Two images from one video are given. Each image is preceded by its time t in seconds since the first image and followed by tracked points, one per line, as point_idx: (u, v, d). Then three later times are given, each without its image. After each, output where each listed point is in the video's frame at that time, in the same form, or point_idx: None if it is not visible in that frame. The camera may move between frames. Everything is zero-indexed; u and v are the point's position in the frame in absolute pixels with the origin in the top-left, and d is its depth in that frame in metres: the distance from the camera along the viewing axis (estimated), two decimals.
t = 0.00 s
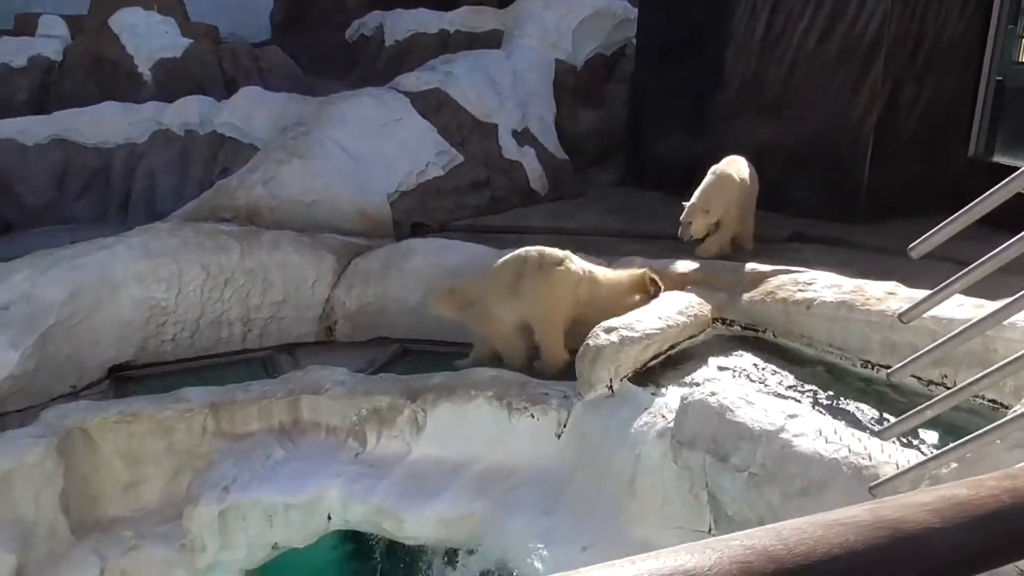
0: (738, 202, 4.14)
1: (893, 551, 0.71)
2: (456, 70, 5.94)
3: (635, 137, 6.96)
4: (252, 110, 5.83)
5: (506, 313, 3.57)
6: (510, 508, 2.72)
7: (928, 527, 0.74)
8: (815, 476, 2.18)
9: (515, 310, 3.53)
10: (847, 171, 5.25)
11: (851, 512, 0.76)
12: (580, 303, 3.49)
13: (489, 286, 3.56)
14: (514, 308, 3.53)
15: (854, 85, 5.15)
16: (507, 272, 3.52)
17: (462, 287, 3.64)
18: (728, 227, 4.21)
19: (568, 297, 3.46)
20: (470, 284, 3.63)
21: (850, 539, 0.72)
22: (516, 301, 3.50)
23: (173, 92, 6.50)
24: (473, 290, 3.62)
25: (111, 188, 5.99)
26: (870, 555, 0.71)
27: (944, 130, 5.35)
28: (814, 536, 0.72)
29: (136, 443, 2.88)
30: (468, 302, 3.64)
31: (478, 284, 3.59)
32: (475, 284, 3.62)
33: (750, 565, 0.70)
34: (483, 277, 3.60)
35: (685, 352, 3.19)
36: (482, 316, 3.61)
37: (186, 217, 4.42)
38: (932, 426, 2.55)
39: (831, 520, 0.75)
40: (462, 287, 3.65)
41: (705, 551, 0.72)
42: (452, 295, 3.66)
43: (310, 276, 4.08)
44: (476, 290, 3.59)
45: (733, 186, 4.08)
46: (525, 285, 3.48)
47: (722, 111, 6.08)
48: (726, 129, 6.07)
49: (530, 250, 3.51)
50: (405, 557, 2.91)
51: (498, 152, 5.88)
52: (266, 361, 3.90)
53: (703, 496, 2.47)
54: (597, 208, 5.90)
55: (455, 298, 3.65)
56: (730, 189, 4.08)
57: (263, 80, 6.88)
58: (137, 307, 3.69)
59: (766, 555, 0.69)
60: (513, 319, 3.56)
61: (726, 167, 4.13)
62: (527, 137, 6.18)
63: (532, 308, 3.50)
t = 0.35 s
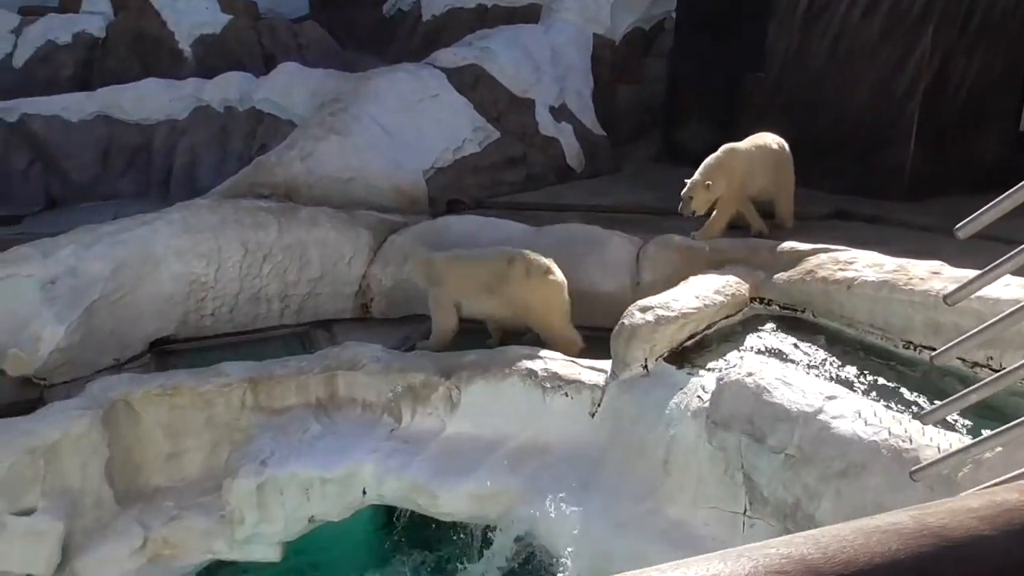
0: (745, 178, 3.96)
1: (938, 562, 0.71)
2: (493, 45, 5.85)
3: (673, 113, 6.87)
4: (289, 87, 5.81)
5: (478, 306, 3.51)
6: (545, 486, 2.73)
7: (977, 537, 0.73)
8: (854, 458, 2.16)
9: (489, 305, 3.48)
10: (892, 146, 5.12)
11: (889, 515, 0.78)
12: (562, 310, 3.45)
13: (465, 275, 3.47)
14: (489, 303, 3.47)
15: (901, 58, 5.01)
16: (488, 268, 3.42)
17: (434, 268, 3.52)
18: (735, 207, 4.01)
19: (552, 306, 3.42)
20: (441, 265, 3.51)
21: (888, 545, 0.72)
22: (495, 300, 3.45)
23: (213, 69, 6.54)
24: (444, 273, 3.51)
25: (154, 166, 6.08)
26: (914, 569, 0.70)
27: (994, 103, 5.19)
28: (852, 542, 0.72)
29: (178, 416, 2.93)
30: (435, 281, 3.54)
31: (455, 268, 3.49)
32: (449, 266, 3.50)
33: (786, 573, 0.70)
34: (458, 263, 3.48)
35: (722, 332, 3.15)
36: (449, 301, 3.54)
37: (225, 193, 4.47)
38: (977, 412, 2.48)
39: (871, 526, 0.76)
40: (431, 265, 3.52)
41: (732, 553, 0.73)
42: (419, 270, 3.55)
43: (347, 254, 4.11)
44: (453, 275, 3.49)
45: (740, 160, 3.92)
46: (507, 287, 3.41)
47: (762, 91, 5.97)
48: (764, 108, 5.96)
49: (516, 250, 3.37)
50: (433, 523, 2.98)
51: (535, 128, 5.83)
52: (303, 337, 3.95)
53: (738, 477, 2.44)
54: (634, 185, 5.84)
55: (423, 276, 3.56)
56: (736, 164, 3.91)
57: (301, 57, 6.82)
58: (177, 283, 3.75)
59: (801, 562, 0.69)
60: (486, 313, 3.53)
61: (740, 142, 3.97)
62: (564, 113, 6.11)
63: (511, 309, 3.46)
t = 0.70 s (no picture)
0: (772, 160, 3.81)
1: None
2: (535, 27, 5.74)
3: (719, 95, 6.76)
4: (333, 72, 5.82)
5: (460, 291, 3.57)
6: (587, 473, 2.72)
7: None
8: (903, 450, 2.11)
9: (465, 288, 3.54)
10: (947, 131, 5.02)
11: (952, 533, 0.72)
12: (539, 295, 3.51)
13: (449, 260, 3.55)
14: (471, 288, 3.54)
15: (954, 40, 4.89)
16: (470, 252, 3.51)
17: (420, 255, 3.60)
18: (764, 188, 3.87)
19: (529, 291, 3.47)
20: (427, 253, 3.59)
21: (946, 570, 0.66)
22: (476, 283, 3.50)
23: (259, 56, 6.59)
24: (428, 260, 3.59)
25: (201, 153, 6.27)
26: None
27: None
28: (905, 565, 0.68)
29: (225, 399, 2.99)
30: (420, 269, 3.61)
31: (443, 249, 3.57)
32: (437, 248, 3.58)
33: None
34: (441, 249, 3.56)
35: (768, 318, 3.11)
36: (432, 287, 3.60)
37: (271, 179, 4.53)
38: None
39: (926, 546, 0.70)
40: (415, 253, 3.60)
41: None
42: (404, 260, 3.62)
43: (391, 238, 4.18)
44: (440, 255, 3.56)
45: (767, 141, 3.76)
46: (487, 270, 3.48)
47: (808, 75, 5.82)
48: (813, 95, 5.81)
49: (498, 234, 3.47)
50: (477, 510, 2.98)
51: (579, 112, 5.78)
52: (349, 322, 3.99)
53: (783, 467, 2.40)
54: (678, 169, 5.77)
55: (408, 264, 3.62)
56: (762, 144, 3.77)
57: (346, 43, 6.82)
58: (225, 268, 3.81)
59: None
60: (468, 299, 3.58)
61: (768, 120, 3.81)
62: (609, 96, 6.01)
63: (490, 294, 3.50)
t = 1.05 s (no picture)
0: (794, 147, 3.60)
1: None
2: (571, 14, 5.67)
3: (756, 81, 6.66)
4: (368, 62, 5.84)
5: (432, 280, 3.61)
6: (620, 463, 2.71)
7: None
8: (943, 443, 2.07)
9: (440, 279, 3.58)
10: (992, 119, 4.95)
11: (1000, 542, 0.93)
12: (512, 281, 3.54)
13: (420, 251, 3.59)
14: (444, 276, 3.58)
15: (999, 26, 4.89)
16: (442, 241, 3.57)
17: (392, 250, 3.62)
18: (790, 177, 3.68)
19: (501, 276, 3.53)
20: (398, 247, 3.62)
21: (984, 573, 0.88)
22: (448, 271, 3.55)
23: (296, 46, 6.64)
24: (399, 254, 3.61)
25: (239, 144, 6.34)
26: None
27: None
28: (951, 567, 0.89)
29: (262, 387, 3.03)
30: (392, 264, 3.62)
31: (414, 243, 3.61)
32: (408, 243, 3.63)
33: None
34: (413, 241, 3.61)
35: (806, 308, 3.07)
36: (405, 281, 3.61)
37: (306, 169, 4.58)
38: None
39: (968, 550, 0.92)
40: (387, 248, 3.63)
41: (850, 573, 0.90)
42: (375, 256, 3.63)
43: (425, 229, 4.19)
44: (412, 250, 3.60)
45: (786, 128, 3.54)
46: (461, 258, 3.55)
47: (852, 57, 5.71)
48: (855, 79, 5.70)
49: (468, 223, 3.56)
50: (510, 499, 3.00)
51: (613, 100, 5.74)
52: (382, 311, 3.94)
53: (819, 459, 2.37)
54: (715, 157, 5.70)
55: (381, 261, 3.63)
56: (781, 131, 3.55)
57: (380, 32, 6.83)
58: (261, 257, 3.86)
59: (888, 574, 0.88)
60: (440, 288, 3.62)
61: (784, 104, 3.58)
62: (644, 84, 5.97)
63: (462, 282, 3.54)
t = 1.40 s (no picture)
0: (795, 145, 3.52)
1: None
2: (584, 9, 5.65)
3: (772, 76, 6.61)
4: (383, 57, 5.82)
5: (392, 283, 3.62)
6: (631, 459, 2.71)
7: None
8: (959, 440, 2.05)
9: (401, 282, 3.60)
10: (1008, 110, 4.92)
11: (1007, 544, 0.93)
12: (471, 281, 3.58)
13: (379, 255, 3.58)
14: (403, 278, 3.59)
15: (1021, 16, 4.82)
16: (400, 245, 3.56)
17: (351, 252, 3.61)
18: (790, 176, 3.59)
19: (461, 277, 3.56)
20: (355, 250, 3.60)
21: None
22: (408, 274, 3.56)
23: (310, 41, 6.64)
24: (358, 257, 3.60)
25: (254, 138, 6.36)
26: None
27: None
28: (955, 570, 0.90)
29: (274, 381, 3.05)
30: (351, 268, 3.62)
31: (371, 247, 3.59)
32: (364, 246, 3.60)
33: None
34: (371, 244, 3.59)
35: (820, 304, 3.05)
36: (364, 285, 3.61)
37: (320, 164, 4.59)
38: None
39: (973, 554, 0.92)
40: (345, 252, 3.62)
41: None
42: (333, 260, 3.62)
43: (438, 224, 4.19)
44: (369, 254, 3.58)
45: (787, 124, 3.48)
46: (420, 261, 3.57)
47: (864, 53, 5.75)
48: (867, 76, 5.73)
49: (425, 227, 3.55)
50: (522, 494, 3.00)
51: (628, 95, 5.72)
52: (395, 305, 3.99)
53: (833, 457, 2.35)
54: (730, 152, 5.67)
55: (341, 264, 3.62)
56: (783, 127, 3.49)
57: (394, 26, 6.82)
58: (275, 251, 3.88)
59: None
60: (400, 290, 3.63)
61: (789, 102, 3.52)
62: (658, 79, 5.94)
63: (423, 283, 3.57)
